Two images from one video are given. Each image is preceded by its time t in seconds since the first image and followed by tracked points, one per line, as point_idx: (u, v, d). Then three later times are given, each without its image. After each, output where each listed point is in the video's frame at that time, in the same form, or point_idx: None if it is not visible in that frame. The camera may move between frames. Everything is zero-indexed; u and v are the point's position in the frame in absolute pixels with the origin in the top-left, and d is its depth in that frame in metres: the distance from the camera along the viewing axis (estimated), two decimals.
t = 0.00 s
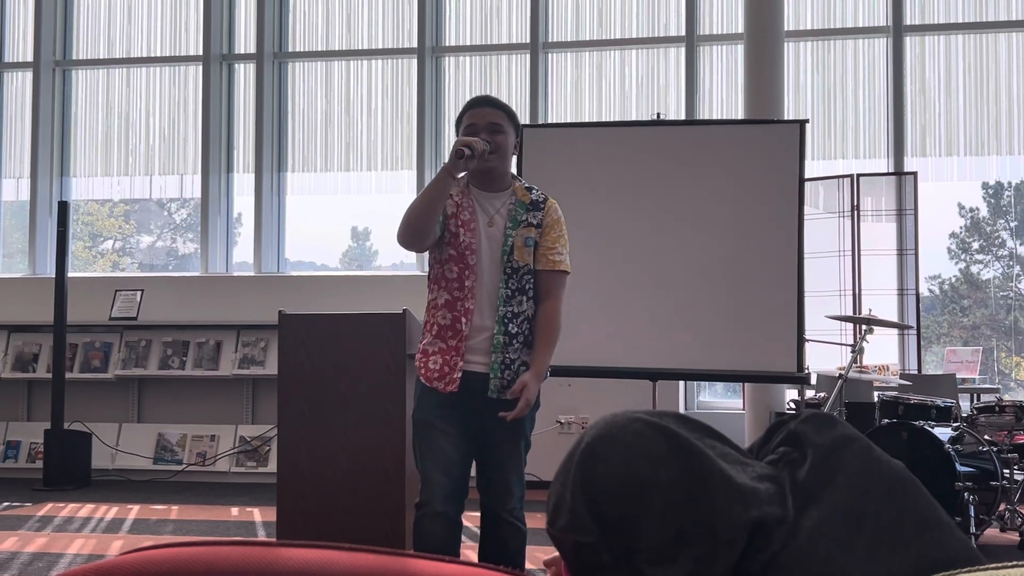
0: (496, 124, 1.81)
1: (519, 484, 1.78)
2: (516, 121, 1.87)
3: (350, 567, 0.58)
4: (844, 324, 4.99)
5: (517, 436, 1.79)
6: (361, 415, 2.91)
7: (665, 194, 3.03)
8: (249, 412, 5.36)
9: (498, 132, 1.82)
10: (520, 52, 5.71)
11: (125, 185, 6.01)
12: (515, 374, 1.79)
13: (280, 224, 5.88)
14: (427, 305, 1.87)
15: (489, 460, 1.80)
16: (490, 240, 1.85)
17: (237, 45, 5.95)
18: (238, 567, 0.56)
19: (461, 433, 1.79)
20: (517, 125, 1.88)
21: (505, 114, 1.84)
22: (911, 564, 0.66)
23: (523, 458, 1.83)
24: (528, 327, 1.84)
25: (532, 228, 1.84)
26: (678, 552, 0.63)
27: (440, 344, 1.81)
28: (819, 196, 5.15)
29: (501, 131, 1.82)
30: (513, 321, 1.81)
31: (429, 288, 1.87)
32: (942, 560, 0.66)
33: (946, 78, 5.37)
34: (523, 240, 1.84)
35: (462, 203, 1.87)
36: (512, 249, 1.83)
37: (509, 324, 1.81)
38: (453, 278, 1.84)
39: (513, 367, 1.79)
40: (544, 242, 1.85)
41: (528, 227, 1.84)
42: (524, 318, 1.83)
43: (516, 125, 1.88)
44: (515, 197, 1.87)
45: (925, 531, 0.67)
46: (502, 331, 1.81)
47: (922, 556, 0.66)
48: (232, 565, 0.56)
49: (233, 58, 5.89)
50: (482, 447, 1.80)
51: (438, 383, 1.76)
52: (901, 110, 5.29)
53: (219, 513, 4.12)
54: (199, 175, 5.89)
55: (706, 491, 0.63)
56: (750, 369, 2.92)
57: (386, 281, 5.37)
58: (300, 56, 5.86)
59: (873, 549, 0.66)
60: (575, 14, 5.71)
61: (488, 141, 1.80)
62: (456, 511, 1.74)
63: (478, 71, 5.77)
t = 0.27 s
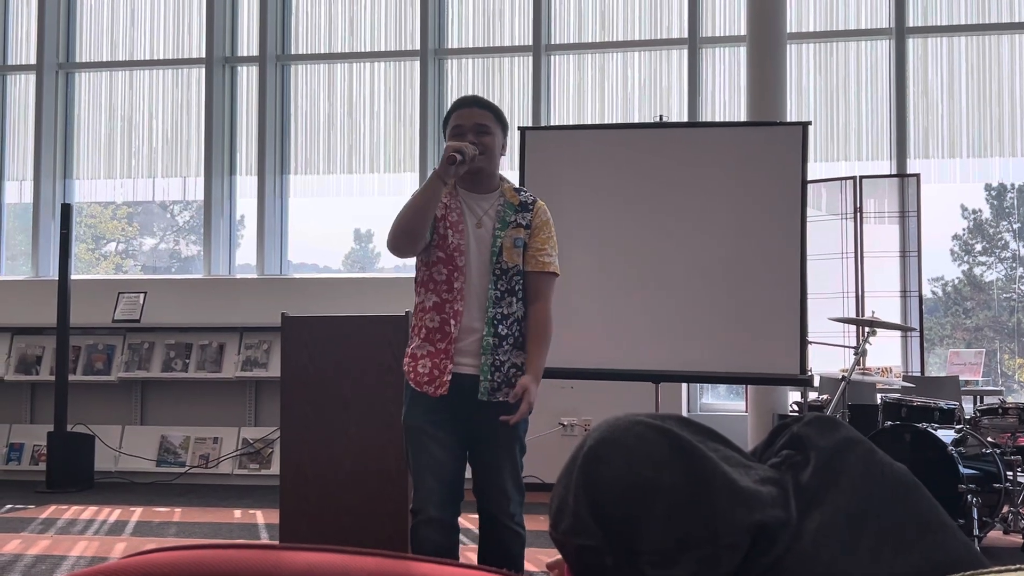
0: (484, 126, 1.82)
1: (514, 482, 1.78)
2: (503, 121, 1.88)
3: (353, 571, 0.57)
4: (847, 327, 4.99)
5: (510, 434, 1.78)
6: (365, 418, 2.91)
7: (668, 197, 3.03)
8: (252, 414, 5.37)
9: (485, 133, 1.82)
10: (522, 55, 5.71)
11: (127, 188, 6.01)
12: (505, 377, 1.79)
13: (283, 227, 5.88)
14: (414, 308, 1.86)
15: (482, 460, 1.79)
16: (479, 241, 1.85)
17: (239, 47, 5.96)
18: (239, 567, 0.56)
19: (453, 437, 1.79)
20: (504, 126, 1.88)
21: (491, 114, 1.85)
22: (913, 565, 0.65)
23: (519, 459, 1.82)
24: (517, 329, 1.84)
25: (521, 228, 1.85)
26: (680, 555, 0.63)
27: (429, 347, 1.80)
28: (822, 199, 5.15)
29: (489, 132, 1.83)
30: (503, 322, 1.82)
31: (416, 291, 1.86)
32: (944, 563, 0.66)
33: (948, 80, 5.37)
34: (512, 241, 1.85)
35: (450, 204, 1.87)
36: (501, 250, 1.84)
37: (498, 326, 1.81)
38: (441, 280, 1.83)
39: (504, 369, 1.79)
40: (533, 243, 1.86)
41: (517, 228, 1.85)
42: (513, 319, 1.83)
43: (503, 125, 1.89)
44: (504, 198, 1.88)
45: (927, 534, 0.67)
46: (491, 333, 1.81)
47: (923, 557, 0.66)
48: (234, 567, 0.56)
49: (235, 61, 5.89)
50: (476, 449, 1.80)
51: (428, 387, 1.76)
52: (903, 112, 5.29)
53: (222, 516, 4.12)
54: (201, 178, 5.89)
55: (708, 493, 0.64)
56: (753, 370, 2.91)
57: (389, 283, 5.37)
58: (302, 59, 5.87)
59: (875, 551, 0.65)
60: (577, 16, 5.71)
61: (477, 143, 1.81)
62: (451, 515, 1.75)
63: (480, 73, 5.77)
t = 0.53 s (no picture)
0: (473, 121, 1.81)
1: (510, 480, 1.78)
2: (492, 117, 1.87)
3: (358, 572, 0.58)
4: (851, 329, 4.99)
5: (504, 433, 1.78)
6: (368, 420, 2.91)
7: (672, 198, 3.02)
8: (256, 416, 5.37)
9: (473, 129, 1.81)
10: (525, 57, 5.72)
11: (131, 190, 6.02)
12: (498, 377, 1.79)
13: (286, 229, 5.89)
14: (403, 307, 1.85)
15: (478, 460, 1.80)
16: (468, 240, 1.85)
17: (243, 50, 5.97)
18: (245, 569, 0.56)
19: (448, 438, 1.79)
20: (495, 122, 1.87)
21: (480, 110, 1.85)
22: (919, 566, 0.66)
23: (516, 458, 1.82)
24: (507, 328, 1.84)
25: (510, 227, 1.85)
26: (685, 557, 0.63)
27: (419, 348, 1.79)
28: (825, 200, 5.18)
29: (478, 127, 1.82)
30: (493, 322, 1.82)
31: (404, 289, 1.85)
32: (949, 564, 0.66)
33: (952, 82, 5.37)
34: (501, 240, 1.85)
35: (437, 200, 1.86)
36: (490, 249, 1.84)
37: (488, 326, 1.81)
38: (429, 279, 1.82)
39: (495, 369, 1.79)
40: (523, 242, 1.87)
41: (507, 227, 1.86)
42: (504, 318, 1.83)
43: (492, 121, 1.88)
44: (493, 197, 1.88)
45: (933, 536, 0.67)
46: (481, 333, 1.81)
47: (928, 558, 0.66)
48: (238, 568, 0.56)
49: (239, 63, 5.90)
50: (472, 450, 1.81)
51: (418, 389, 1.75)
52: (907, 114, 5.28)
53: (226, 518, 4.12)
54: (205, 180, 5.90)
55: (713, 496, 0.64)
56: (756, 373, 2.91)
57: (392, 285, 5.37)
58: (306, 61, 5.88)
59: (881, 553, 0.65)
60: (580, 18, 5.71)
61: (464, 138, 1.80)
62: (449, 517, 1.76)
63: (483, 76, 5.78)
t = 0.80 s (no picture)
0: (460, 121, 1.81)
1: (505, 483, 1.78)
2: (481, 115, 1.87)
3: None
4: (855, 331, 4.99)
5: (497, 436, 1.78)
6: (373, 423, 2.92)
7: (675, 200, 3.02)
8: (260, 418, 5.37)
9: (462, 129, 1.82)
10: (529, 59, 5.72)
11: (136, 193, 6.03)
12: (488, 380, 1.79)
13: (290, 231, 5.89)
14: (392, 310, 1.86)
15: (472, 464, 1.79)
16: (459, 243, 1.86)
17: (247, 52, 5.97)
18: (250, 570, 0.56)
19: (441, 443, 1.79)
20: (484, 123, 1.88)
21: (469, 109, 1.85)
22: (922, 568, 0.65)
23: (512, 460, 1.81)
24: (497, 332, 1.84)
25: (501, 229, 1.86)
26: (689, 560, 0.63)
27: (408, 351, 1.80)
28: (829, 203, 5.17)
29: (466, 126, 1.83)
30: (483, 325, 1.82)
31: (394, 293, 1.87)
32: (952, 568, 0.66)
33: (956, 84, 5.36)
34: (492, 243, 1.86)
35: (428, 202, 1.88)
36: (481, 252, 1.85)
37: (478, 329, 1.82)
38: (419, 282, 1.84)
39: (486, 373, 1.78)
40: (514, 245, 1.87)
41: (497, 229, 1.87)
42: (494, 321, 1.84)
43: (481, 119, 1.88)
44: (484, 199, 1.89)
45: (937, 540, 0.67)
46: (471, 336, 1.81)
47: (934, 562, 0.66)
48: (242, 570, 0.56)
49: (243, 66, 5.91)
50: (467, 453, 1.80)
51: (409, 393, 1.76)
52: (911, 116, 5.27)
53: (230, 520, 4.12)
54: (209, 182, 5.90)
55: (717, 499, 0.64)
56: (760, 375, 2.91)
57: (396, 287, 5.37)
58: (310, 64, 5.88)
59: (884, 557, 0.65)
60: (584, 21, 5.71)
61: (453, 139, 1.81)
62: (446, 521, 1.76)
63: (487, 78, 5.78)
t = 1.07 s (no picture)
0: (456, 120, 1.83)
1: (502, 486, 1.77)
2: (477, 116, 1.89)
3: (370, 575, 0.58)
4: (860, 333, 4.99)
5: (494, 439, 1.78)
6: (377, 423, 2.92)
7: (680, 202, 3.02)
8: (265, 420, 5.38)
9: (457, 128, 1.83)
10: (533, 61, 5.72)
11: (140, 194, 6.03)
12: (483, 380, 1.78)
13: (295, 233, 5.90)
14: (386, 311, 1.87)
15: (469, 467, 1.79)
16: (452, 243, 1.87)
17: (252, 54, 5.98)
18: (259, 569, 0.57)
19: (437, 446, 1.79)
20: (478, 123, 1.89)
21: (465, 109, 1.86)
22: (927, 570, 0.66)
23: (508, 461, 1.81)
24: (491, 332, 1.84)
25: (495, 229, 1.86)
26: (697, 561, 0.64)
27: (402, 352, 1.81)
28: (834, 205, 5.17)
29: (461, 126, 1.84)
30: (477, 326, 1.83)
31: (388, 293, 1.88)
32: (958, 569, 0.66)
33: (961, 86, 5.36)
34: (486, 243, 1.85)
35: (421, 201, 1.89)
36: (475, 252, 1.85)
37: (472, 330, 1.82)
38: (412, 283, 1.85)
39: (480, 373, 1.78)
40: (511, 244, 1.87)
41: (492, 229, 1.86)
42: (489, 321, 1.84)
43: (477, 120, 1.89)
44: (478, 198, 1.89)
45: (943, 542, 0.67)
46: (465, 337, 1.82)
47: (938, 564, 0.66)
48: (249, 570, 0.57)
49: (248, 68, 5.92)
50: (464, 455, 1.80)
51: (402, 395, 1.77)
52: (916, 117, 5.27)
53: (235, 522, 4.12)
54: (214, 184, 5.91)
55: (725, 500, 0.64)
56: (764, 377, 2.91)
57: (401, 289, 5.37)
58: (315, 66, 5.89)
59: (891, 558, 0.65)
60: (588, 23, 5.71)
61: (447, 137, 1.82)
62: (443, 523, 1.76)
63: (491, 80, 5.78)
